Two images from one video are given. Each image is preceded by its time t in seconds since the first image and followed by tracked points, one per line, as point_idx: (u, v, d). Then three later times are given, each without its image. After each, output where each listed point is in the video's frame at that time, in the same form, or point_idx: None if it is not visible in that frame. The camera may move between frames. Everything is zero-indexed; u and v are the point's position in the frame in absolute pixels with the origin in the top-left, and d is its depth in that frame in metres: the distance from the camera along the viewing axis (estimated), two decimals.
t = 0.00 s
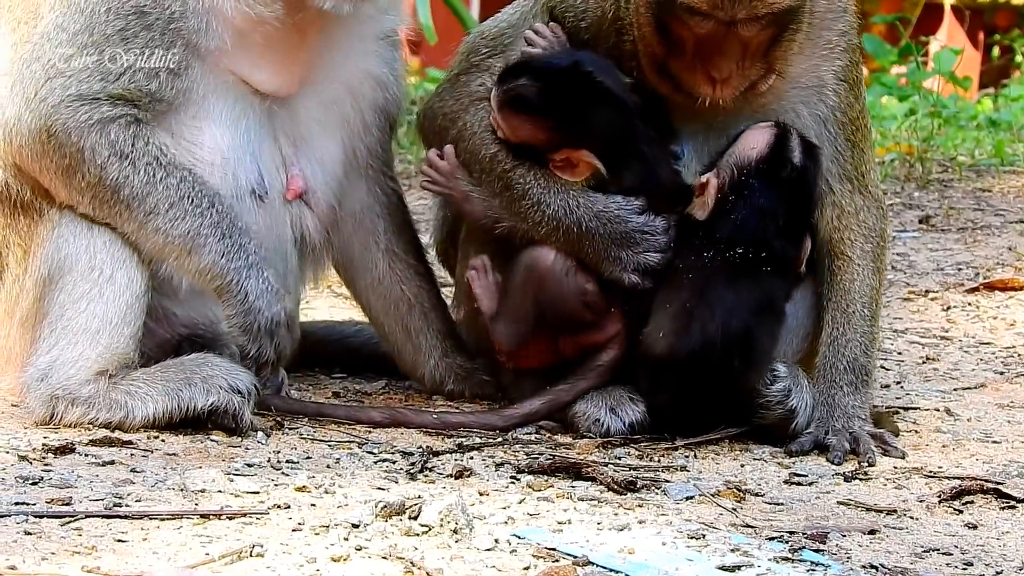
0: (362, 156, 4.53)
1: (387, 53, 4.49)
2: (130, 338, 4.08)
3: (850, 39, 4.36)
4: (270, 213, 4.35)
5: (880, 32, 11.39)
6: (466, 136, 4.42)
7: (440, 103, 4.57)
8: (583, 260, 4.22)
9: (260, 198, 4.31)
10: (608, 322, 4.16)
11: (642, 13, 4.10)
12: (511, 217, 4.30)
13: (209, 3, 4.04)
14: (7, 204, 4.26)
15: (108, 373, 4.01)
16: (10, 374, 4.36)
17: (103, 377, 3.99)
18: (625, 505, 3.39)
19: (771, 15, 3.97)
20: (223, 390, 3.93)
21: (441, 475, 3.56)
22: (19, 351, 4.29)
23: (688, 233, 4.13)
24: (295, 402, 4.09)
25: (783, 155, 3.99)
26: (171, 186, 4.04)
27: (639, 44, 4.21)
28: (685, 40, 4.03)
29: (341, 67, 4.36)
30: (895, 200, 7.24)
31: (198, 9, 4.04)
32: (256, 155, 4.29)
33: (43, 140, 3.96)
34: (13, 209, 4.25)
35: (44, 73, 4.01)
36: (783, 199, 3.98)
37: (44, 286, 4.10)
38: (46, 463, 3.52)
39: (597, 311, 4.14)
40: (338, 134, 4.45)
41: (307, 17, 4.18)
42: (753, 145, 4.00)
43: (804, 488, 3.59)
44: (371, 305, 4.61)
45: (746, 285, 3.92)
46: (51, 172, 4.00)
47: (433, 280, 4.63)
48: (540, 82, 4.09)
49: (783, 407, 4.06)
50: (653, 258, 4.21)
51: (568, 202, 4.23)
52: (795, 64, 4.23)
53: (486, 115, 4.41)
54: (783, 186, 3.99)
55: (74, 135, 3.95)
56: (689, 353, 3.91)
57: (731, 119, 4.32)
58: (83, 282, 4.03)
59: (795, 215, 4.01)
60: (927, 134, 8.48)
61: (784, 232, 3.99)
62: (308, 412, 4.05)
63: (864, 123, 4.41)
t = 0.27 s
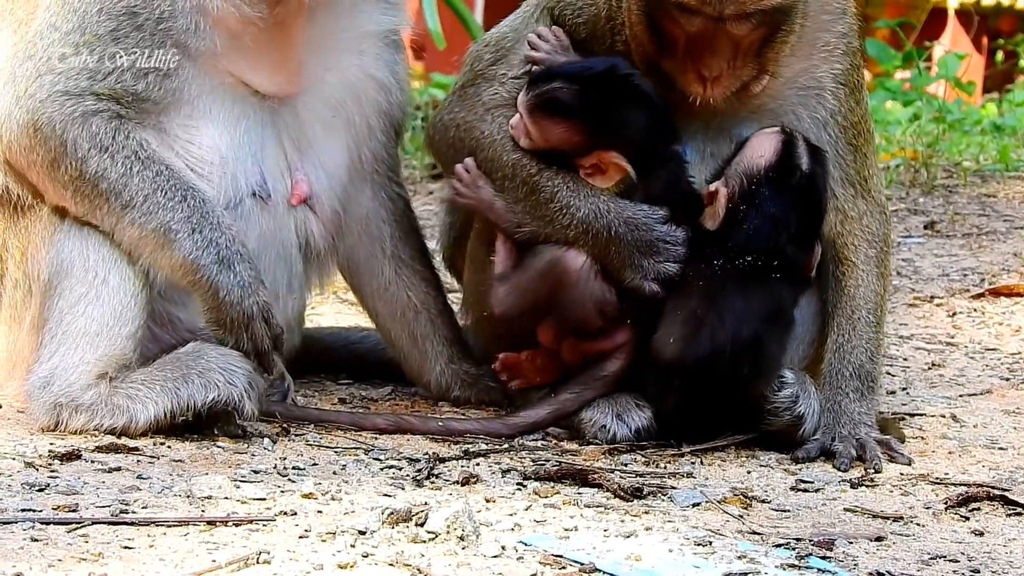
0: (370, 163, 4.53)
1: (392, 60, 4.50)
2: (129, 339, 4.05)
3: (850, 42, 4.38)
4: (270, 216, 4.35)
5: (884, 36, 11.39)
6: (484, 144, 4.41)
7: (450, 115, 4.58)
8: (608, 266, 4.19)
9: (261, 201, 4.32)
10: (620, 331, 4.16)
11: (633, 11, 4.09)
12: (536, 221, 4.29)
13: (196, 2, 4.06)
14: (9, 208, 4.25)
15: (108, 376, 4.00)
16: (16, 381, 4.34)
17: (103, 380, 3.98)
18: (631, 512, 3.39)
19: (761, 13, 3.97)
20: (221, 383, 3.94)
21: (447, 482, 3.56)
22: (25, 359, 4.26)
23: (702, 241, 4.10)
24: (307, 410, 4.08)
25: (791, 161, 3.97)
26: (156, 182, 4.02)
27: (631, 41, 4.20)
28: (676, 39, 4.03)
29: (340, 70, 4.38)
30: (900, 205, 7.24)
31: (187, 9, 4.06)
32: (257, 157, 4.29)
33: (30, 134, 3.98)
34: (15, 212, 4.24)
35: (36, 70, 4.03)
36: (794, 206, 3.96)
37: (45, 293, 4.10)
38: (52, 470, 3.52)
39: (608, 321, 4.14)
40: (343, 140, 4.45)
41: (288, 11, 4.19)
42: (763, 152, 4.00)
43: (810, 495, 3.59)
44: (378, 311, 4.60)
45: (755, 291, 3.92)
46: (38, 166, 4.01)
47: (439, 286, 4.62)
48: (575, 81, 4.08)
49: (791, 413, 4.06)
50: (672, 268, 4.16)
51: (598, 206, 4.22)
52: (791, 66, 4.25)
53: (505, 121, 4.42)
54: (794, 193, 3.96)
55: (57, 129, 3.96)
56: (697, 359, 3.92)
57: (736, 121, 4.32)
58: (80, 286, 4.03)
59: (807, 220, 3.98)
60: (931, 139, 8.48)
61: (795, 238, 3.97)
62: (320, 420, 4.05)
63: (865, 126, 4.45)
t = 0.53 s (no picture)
0: (371, 165, 4.50)
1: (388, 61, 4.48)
2: (133, 342, 4.05)
3: (844, 45, 4.39)
4: (271, 221, 4.36)
5: (886, 45, 11.40)
6: (485, 153, 4.39)
7: (449, 128, 4.54)
8: (610, 270, 4.20)
9: (262, 206, 4.33)
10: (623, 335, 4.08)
11: (615, 14, 4.15)
12: (538, 226, 4.28)
13: None
14: (13, 212, 4.25)
15: (111, 380, 3.99)
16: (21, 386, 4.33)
17: (106, 385, 3.98)
18: (636, 517, 3.39)
19: (740, 15, 4.00)
20: (225, 379, 3.97)
21: (452, 487, 3.56)
22: (30, 360, 4.28)
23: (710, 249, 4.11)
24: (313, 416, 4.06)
25: (794, 164, 3.98)
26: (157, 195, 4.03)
27: (615, 45, 4.25)
28: (658, 42, 4.07)
29: (333, 70, 4.36)
30: (904, 213, 7.25)
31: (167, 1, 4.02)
32: (259, 162, 4.31)
33: (33, 144, 3.99)
34: (19, 215, 4.24)
35: (34, 77, 4.01)
36: (800, 211, 3.98)
37: (48, 297, 4.11)
38: (57, 475, 3.51)
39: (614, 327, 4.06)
40: (343, 144, 4.44)
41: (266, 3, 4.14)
42: (765, 156, 3.99)
43: (815, 501, 3.59)
44: (384, 316, 4.60)
45: (764, 299, 3.94)
46: (41, 176, 4.02)
47: (444, 290, 4.62)
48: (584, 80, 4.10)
49: (797, 419, 4.06)
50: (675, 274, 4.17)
51: (602, 208, 4.22)
52: (785, 70, 4.26)
53: (505, 129, 4.40)
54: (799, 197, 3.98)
55: (60, 140, 3.97)
56: (707, 367, 3.93)
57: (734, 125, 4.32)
58: (83, 291, 4.03)
59: (813, 225, 4.00)
60: (933, 147, 8.49)
61: (801, 242, 4.00)
62: (325, 424, 4.04)
63: (864, 129, 4.45)
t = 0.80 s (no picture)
0: (373, 167, 4.48)
1: (390, 63, 4.45)
2: (136, 344, 4.07)
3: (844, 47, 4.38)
4: (272, 224, 4.37)
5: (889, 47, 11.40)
6: (482, 163, 4.40)
7: (445, 138, 4.56)
8: (611, 278, 4.20)
9: (263, 208, 4.33)
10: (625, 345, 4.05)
11: (617, 20, 4.14)
12: (538, 235, 4.27)
13: None
14: (12, 215, 4.24)
15: (116, 384, 4.01)
16: (24, 389, 4.32)
17: (110, 389, 3.99)
18: (639, 519, 3.39)
19: (743, 23, 3.97)
20: (233, 394, 3.94)
21: (455, 489, 3.56)
22: (32, 364, 4.26)
23: (712, 254, 4.11)
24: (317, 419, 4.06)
25: (795, 167, 3.98)
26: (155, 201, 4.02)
27: (616, 51, 4.25)
28: (659, 49, 4.07)
29: (329, 71, 4.35)
30: (908, 215, 7.24)
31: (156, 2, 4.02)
32: (259, 164, 4.31)
33: (29, 150, 3.97)
34: (18, 219, 4.23)
35: (31, 83, 4.00)
36: (802, 214, 3.97)
37: (50, 302, 4.11)
38: (60, 477, 3.51)
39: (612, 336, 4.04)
40: (344, 147, 4.43)
41: None
42: (765, 159, 3.99)
43: (819, 502, 3.59)
44: (387, 317, 4.59)
45: (769, 301, 3.93)
46: (37, 183, 4.00)
47: (447, 293, 4.61)
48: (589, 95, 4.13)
49: (802, 420, 4.05)
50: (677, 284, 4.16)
51: (602, 216, 4.22)
52: (785, 73, 4.26)
53: (501, 140, 4.41)
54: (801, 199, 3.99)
55: (55, 147, 3.95)
56: (713, 371, 3.91)
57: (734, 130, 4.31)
58: (84, 294, 4.04)
59: (816, 226, 4.00)
60: (937, 148, 8.48)
61: (803, 243, 4.00)
62: (330, 427, 4.04)
63: (864, 130, 4.45)
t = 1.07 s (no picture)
0: (373, 168, 4.48)
1: (389, 67, 4.44)
2: (137, 344, 4.07)
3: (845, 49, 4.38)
4: (271, 226, 4.37)
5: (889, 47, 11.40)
6: (481, 171, 4.42)
7: (445, 142, 4.57)
8: (606, 293, 4.20)
9: (263, 208, 4.34)
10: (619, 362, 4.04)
11: (621, 31, 4.13)
12: (533, 248, 4.27)
13: None
14: (13, 217, 4.25)
15: (117, 386, 4.00)
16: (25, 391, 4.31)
17: (112, 391, 3.98)
18: (641, 520, 3.39)
19: (749, 33, 3.96)
20: (234, 396, 3.93)
21: (457, 490, 3.56)
22: (31, 367, 4.25)
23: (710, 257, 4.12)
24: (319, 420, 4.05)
25: (796, 172, 4.00)
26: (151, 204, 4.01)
27: (620, 60, 4.23)
28: (663, 60, 4.06)
29: (328, 73, 4.34)
30: (908, 215, 7.24)
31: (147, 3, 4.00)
32: (258, 165, 4.31)
33: (24, 150, 3.97)
34: (19, 221, 4.24)
35: (28, 84, 4.02)
36: (803, 218, 3.98)
37: (51, 303, 4.11)
38: (62, 479, 3.52)
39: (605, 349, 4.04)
40: (345, 149, 4.43)
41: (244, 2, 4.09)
42: (768, 162, 4.00)
43: (821, 503, 3.59)
44: (388, 319, 4.59)
45: (770, 304, 3.93)
46: (31, 182, 4.00)
47: (449, 295, 4.62)
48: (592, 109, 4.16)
49: (804, 421, 4.06)
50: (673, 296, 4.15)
51: (597, 230, 4.22)
52: (787, 75, 4.26)
53: (501, 148, 4.42)
54: (803, 203, 3.99)
55: (49, 147, 3.95)
56: (713, 373, 3.90)
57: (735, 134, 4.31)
58: (84, 295, 4.04)
59: (816, 230, 4.01)
60: (937, 148, 8.48)
61: (804, 248, 4.00)
62: (332, 428, 4.04)
63: (865, 132, 4.45)
